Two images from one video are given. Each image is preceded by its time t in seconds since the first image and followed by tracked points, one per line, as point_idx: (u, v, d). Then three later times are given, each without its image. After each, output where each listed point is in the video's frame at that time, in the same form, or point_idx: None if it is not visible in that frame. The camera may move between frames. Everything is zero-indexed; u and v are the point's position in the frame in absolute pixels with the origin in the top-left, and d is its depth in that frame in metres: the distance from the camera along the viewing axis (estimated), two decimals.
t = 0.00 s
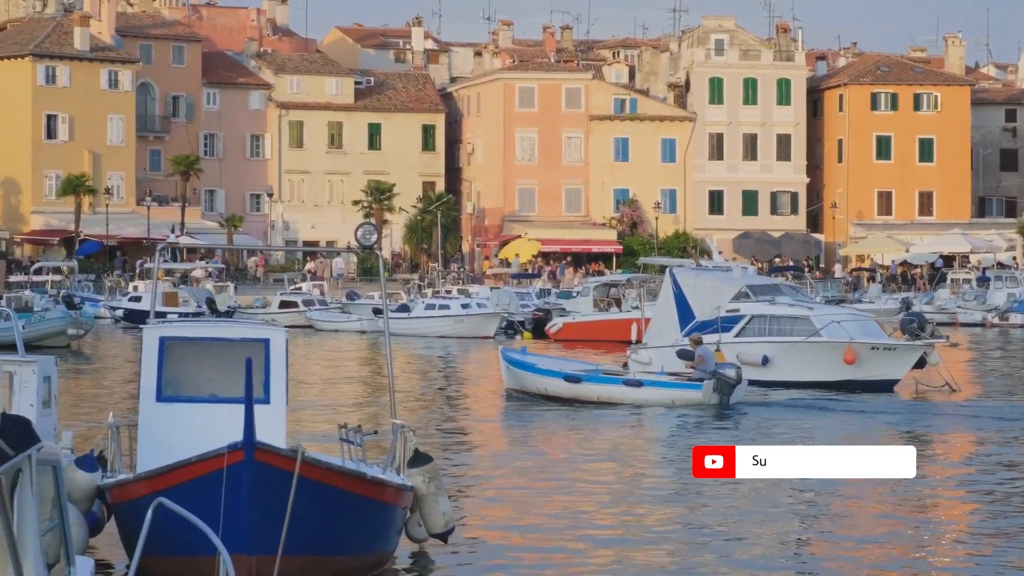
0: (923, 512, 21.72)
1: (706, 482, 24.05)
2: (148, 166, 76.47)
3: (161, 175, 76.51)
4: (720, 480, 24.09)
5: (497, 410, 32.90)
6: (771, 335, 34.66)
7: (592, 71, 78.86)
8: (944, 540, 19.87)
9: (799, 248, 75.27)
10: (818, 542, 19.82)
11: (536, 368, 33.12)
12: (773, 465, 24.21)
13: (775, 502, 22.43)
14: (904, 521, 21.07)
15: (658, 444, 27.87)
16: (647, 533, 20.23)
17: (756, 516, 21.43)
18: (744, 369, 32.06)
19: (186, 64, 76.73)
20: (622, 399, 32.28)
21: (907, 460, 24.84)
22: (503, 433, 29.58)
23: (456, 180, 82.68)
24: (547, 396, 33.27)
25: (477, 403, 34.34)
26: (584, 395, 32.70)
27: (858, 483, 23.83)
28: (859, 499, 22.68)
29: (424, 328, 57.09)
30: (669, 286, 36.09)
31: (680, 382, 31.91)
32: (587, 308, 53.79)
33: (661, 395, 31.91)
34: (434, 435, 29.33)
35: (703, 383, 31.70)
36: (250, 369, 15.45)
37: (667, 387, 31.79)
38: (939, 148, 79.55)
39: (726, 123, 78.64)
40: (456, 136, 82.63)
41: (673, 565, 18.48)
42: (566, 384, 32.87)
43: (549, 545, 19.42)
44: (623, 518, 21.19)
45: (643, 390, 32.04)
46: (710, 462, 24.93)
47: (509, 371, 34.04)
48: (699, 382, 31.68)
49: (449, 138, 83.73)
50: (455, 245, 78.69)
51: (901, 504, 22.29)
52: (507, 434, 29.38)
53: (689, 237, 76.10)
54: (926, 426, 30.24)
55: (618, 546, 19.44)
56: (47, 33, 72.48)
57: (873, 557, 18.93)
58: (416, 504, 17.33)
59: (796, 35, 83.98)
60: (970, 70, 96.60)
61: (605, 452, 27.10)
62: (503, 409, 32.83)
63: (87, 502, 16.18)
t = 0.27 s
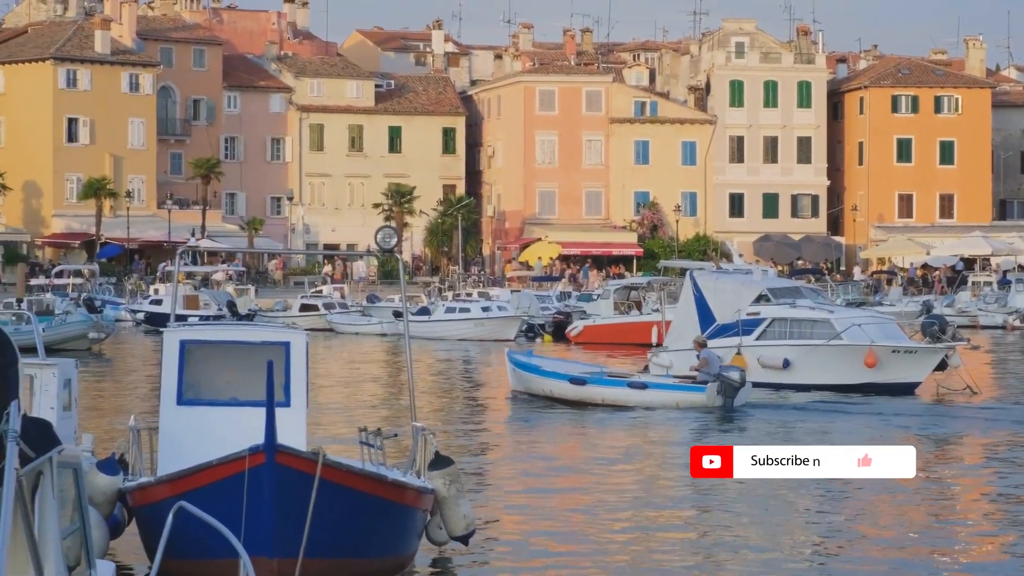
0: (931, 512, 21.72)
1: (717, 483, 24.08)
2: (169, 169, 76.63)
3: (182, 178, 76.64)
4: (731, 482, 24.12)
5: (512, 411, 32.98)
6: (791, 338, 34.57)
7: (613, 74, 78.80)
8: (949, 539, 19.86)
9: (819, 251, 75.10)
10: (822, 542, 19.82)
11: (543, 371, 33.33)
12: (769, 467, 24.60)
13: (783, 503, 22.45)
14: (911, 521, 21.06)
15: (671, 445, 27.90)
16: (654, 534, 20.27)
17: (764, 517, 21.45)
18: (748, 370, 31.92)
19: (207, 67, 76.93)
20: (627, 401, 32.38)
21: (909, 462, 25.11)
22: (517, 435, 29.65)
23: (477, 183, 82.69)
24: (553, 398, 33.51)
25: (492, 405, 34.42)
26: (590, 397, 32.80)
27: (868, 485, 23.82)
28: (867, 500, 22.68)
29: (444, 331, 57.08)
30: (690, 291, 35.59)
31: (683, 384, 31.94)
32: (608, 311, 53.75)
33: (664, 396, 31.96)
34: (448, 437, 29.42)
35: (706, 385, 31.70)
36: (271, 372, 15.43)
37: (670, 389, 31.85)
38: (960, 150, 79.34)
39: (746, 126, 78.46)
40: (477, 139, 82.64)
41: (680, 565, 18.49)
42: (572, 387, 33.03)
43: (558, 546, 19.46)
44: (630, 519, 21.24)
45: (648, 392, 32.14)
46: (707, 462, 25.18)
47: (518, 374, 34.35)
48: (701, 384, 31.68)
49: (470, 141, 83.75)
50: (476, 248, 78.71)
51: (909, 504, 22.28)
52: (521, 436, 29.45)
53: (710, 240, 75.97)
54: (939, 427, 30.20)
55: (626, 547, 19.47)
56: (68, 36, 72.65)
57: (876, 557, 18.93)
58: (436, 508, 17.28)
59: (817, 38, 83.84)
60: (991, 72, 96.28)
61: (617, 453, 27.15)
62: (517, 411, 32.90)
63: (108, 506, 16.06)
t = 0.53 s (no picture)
0: (939, 513, 21.71)
1: (727, 484, 24.12)
2: (190, 172, 76.72)
3: (202, 181, 76.72)
4: (748, 484, 24.09)
5: (526, 412, 33.05)
6: (812, 341, 34.53)
7: (633, 76, 78.72)
8: (954, 540, 19.86)
9: (840, 254, 74.81)
10: (828, 542, 19.84)
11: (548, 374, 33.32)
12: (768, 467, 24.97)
13: (791, 503, 22.48)
14: (918, 522, 21.07)
15: (683, 446, 27.95)
16: (660, 533, 20.32)
17: (771, 517, 21.48)
18: (753, 372, 31.97)
19: (227, 70, 77.02)
20: (632, 403, 32.34)
21: (911, 462, 25.31)
22: (529, 436, 29.74)
23: (497, 185, 82.68)
24: (558, 399, 33.52)
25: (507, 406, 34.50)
26: (595, 399, 32.78)
27: (877, 486, 23.84)
28: (875, 501, 22.70)
29: (465, 333, 57.01)
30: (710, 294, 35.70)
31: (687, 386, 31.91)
32: (629, 314, 53.67)
33: (669, 399, 31.93)
34: (466, 439, 29.44)
35: (710, 388, 31.72)
36: (292, 374, 15.35)
37: (676, 392, 31.81)
38: (981, 153, 79.11)
39: (767, 129, 78.28)
40: (497, 142, 82.63)
41: (686, 564, 18.53)
42: (577, 388, 33.01)
43: (575, 546, 19.45)
44: (636, 519, 21.30)
45: (653, 394, 32.06)
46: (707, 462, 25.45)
47: (522, 375, 34.34)
48: (706, 387, 31.68)
49: (490, 144, 83.73)
50: (496, 251, 78.66)
51: (917, 505, 22.30)
52: (534, 436, 29.54)
53: (730, 242, 75.77)
54: (958, 430, 30.13)
55: (633, 546, 19.51)
56: (89, 39, 72.75)
57: (881, 557, 18.94)
58: (457, 509, 17.12)
59: (838, 41, 83.67)
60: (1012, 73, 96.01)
61: (628, 453, 27.22)
62: (531, 411, 32.98)
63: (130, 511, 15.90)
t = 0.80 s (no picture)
0: (939, 513, 21.80)
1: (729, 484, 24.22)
2: (207, 174, 76.80)
3: (220, 184, 76.83)
4: (766, 486, 24.06)
5: (533, 412, 33.16)
6: (830, 344, 34.43)
7: (650, 79, 78.70)
8: (951, 539, 19.93)
9: (857, 256, 74.62)
10: (837, 542, 19.86)
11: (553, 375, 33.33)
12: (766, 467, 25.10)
13: (809, 505, 22.45)
14: (916, 522, 21.16)
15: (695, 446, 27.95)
16: (659, 532, 20.43)
17: (772, 517, 21.56)
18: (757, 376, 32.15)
19: (245, 72, 77.09)
20: (635, 405, 32.28)
21: (909, 462, 25.47)
22: (534, 435, 29.84)
23: (514, 188, 82.69)
24: (563, 400, 33.53)
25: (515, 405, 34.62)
26: (599, 401, 32.76)
27: (887, 487, 23.84)
28: (875, 500, 22.77)
29: (482, 336, 56.97)
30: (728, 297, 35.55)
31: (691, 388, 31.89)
32: (646, 316, 53.65)
33: (673, 401, 31.88)
34: (483, 439, 29.45)
35: (714, 389, 31.81)
36: (308, 376, 15.29)
37: (679, 393, 31.77)
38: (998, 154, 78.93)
39: (784, 131, 78.16)
40: (514, 144, 82.64)
41: (683, 561, 18.66)
42: (582, 390, 33.03)
43: (593, 547, 19.45)
44: (637, 518, 21.39)
45: (656, 395, 32.00)
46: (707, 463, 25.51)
47: (526, 376, 34.32)
48: (710, 389, 31.76)
49: (508, 147, 83.73)
50: (513, 254, 78.64)
51: (916, 505, 22.36)
52: (539, 436, 29.64)
53: (748, 244, 75.64)
54: (977, 432, 30.06)
55: (651, 547, 19.51)
56: (107, 42, 72.88)
57: (888, 557, 18.94)
58: (475, 510, 17.04)
59: (855, 43, 83.54)
60: None
61: (632, 453, 27.32)
62: (538, 411, 33.08)
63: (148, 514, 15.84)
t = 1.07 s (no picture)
0: (939, 512, 21.81)
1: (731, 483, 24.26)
2: (228, 177, 76.84)
3: (240, 186, 76.89)
4: (787, 487, 23.97)
5: (540, 413, 33.24)
6: (850, 347, 34.27)
7: (670, 81, 78.62)
8: (973, 541, 19.83)
9: (877, 258, 74.33)
10: (858, 543, 19.77)
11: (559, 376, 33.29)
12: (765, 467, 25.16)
13: (830, 506, 22.36)
14: (914, 521, 21.18)
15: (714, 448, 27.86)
16: (657, 530, 20.47)
17: (771, 516, 21.59)
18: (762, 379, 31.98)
19: (265, 75, 77.06)
20: (642, 407, 32.21)
21: (908, 462, 25.54)
22: (540, 436, 29.93)
23: (534, 190, 82.65)
24: (569, 402, 33.48)
25: (522, 407, 34.70)
26: (605, 402, 32.71)
27: (908, 489, 23.74)
28: (875, 500, 22.80)
29: (502, 339, 56.88)
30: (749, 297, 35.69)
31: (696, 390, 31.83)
32: (666, 318, 53.55)
33: (678, 402, 31.80)
34: (502, 441, 29.40)
35: (718, 391, 31.70)
36: (328, 378, 15.24)
37: (684, 395, 31.70)
38: (1019, 156, 78.66)
39: (804, 134, 77.99)
40: (534, 146, 82.59)
41: (678, 558, 18.74)
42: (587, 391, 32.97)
43: (612, 548, 19.39)
44: (637, 516, 21.43)
45: (661, 397, 31.93)
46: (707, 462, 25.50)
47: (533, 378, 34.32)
48: (714, 391, 31.66)
49: (528, 149, 83.68)
50: (533, 256, 78.55)
51: (916, 505, 22.37)
52: (544, 437, 29.71)
53: (768, 247, 75.41)
54: (998, 433, 29.92)
55: (671, 547, 19.45)
56: (127, 45, 72.93)
57: (910, 557, 18.85)
58: (496, 512, 16.99)
59: (875, 45, 83.29)
60: None
61: (652, 454, 27.24)
62: (552, 412, 33.12)
63: (168, 518, 15.80)
